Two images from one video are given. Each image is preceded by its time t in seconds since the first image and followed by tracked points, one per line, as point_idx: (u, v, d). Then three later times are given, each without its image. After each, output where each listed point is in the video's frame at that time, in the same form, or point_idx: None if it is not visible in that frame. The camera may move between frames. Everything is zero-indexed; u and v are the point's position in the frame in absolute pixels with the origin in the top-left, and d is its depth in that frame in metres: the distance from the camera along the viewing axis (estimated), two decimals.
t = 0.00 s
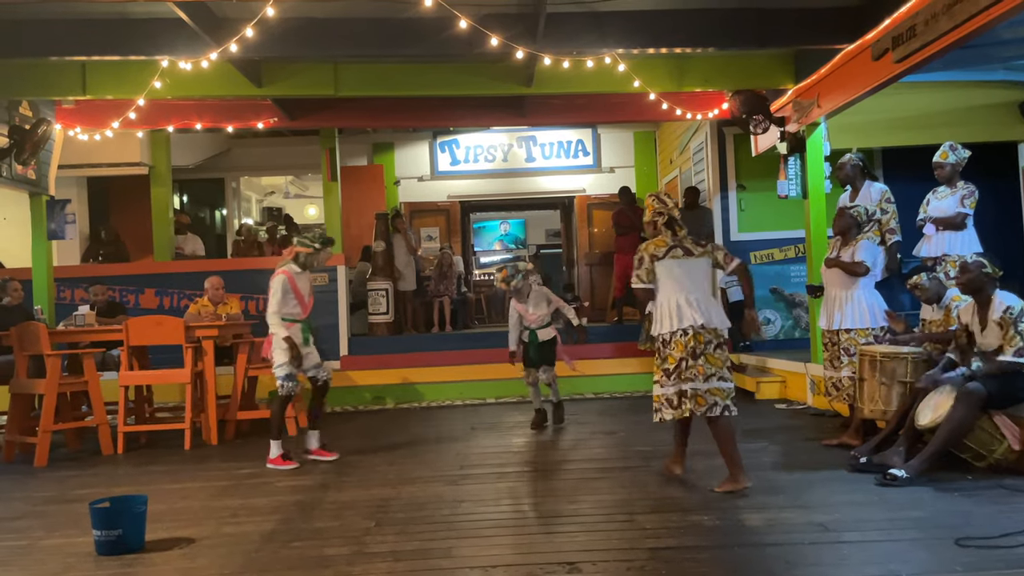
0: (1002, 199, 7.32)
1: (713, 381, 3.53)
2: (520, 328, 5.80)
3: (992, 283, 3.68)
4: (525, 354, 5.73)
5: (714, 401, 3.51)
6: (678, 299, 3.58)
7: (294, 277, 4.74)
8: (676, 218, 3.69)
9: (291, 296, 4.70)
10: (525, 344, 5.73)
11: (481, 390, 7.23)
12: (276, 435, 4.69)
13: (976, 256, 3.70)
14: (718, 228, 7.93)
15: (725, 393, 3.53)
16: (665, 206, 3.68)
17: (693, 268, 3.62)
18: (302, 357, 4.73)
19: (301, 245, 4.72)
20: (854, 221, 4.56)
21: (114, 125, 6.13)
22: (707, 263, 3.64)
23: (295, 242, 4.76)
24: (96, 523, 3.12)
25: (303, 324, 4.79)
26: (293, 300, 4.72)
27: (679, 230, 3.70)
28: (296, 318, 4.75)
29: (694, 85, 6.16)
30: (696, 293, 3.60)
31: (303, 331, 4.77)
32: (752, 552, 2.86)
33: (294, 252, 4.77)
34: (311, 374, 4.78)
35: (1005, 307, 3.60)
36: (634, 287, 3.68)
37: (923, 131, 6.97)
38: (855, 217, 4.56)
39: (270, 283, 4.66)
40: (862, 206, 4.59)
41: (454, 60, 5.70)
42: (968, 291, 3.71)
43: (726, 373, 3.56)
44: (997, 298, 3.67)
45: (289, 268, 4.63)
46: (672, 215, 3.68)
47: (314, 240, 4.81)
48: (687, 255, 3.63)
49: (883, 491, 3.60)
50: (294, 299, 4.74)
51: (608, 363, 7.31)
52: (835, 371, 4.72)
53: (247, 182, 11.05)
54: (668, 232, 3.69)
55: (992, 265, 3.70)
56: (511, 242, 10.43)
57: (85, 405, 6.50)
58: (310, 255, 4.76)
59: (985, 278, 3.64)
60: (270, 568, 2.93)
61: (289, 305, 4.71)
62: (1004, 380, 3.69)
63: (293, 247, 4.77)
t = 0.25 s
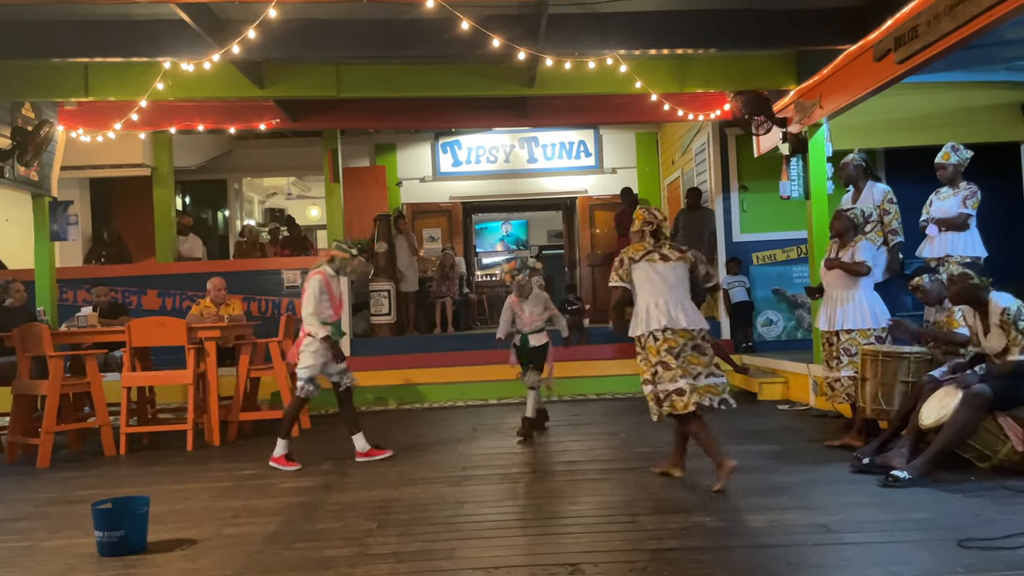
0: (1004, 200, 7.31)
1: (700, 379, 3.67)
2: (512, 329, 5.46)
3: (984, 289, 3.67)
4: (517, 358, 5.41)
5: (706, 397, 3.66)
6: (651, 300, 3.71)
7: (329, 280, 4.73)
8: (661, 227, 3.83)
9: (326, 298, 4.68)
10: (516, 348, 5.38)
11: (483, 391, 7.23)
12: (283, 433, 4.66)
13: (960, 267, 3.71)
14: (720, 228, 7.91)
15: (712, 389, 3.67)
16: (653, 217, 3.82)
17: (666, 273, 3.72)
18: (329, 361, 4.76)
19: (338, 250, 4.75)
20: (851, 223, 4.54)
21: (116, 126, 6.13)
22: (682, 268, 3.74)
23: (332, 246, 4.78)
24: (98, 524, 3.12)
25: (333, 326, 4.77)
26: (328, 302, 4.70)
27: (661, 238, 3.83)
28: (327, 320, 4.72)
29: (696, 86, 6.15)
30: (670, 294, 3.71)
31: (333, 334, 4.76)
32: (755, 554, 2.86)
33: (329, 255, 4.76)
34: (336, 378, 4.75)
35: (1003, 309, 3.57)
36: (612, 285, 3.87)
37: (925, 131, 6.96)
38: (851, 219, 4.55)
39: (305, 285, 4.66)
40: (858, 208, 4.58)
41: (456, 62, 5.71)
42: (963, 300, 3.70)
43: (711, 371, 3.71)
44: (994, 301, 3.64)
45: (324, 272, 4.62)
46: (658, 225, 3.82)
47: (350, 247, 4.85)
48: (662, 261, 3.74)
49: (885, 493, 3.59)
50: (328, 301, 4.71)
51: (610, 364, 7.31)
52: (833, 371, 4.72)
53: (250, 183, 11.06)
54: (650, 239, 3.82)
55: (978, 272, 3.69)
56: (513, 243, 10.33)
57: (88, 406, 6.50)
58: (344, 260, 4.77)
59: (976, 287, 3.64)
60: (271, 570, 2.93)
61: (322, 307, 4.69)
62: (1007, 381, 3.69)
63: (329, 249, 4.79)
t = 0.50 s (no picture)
0: (1007, 201, 7.30)
1: (667, 382, 3.87)
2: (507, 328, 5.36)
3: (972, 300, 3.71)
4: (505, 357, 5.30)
5: (669, 400, 3.83)
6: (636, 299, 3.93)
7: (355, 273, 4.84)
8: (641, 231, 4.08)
9: (353, 290, 4.74)
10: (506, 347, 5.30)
11: (484, 392, 7.22)
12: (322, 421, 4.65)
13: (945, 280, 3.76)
14: (723, 229, 7.90)
15: (680, 391, 3.86)
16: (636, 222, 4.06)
17: (649, 273, 3.99)
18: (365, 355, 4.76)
19: (365, 245, 4.91)
20: (849, 225, 4.57)
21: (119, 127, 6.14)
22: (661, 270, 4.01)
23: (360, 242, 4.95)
24: (100, 526, 3.13)
25: (364, 320, 4.78)
26: (356, 295, 4.75)
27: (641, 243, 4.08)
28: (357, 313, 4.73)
29: (698, 87, 6.15)
30: (652, 294, 3.94)
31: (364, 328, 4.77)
32: (757, 555, 2.86)
33: (357, 251, 4.93)
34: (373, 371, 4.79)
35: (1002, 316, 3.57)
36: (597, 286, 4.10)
37: (927, 132, 6.95)
38: (850, 221, 4.58)
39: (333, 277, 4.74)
40: (856, 211, 4.60)
41: (458, 62, 5.71)
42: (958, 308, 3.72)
43: (682, 374, 3.89)
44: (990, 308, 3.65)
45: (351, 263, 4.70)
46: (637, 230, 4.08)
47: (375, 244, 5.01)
48: (644, 263, 4.01)
49: (888, 494, 3.59)
50: (355, 294, 4.76)
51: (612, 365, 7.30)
52: (832, 372, 4.72)
53: (252, 184, 11.07)
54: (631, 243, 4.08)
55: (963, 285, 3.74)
56: (514, 245, 10.47)
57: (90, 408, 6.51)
58: (372, 255, 4.93)
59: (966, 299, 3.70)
60: (273, 571, 2.93)
61: (351, 299, 4.73)
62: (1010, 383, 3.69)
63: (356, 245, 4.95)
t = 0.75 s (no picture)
0: (1010, 201, 7.29)
1: (645, 380, 3.94)
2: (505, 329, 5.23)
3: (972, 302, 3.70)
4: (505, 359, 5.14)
5: (649, 397, 3.91)
6: (613, 300, 4.02)
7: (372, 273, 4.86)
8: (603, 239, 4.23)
9: (370, 290, 4.78)
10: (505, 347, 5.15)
11: (486, 393, 7.22)
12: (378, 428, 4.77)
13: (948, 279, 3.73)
14: (725, 230, 7.90)
15: (657, 390, 3.92)
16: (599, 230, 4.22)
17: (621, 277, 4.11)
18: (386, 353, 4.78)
19: (382, 245, 4.92)
20: (850, 225, 4.57)
21: (122, 129, 6.15)
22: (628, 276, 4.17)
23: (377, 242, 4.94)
24: (103, 526, 3.13)
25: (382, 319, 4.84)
26: (372, 295, 4.80)
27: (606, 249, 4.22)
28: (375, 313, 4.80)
29: (700, 87, 6.15)
30: (624, 295, 4.05)
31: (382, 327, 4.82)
32: (760, 557, 2.85)
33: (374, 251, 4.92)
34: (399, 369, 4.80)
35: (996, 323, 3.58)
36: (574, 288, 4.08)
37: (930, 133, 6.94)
38: (851, 222, 4.58)
39: (348, 277, 4.77)
40: (858, 212, 4.60)
41: (460, 63, 5.71)
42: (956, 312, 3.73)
43: (660, 373, 3.96)
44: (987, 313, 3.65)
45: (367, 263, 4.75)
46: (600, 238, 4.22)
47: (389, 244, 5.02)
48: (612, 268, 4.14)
49: (891, 495, 3.58)
50: (371, 294, 4.81)
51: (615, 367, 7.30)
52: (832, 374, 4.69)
53: (255, 185, 11.08)
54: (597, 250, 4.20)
55: (965, 286, 3.72)
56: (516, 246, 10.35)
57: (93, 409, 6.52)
58: (388, 255, 4.92)
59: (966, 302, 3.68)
60: (275, 572, 2.93)
61: (368, 299, 4.78)
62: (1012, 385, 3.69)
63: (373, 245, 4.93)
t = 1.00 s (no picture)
0: (1013, 202, 7.29)
1: (621, 379, 4.03)
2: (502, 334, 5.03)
3: (976, 302, 3.69)
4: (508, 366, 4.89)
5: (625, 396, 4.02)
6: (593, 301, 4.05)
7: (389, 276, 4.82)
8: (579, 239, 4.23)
9: (388, 294, 4.74)
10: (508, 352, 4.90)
11: (488, 394, 7.24)
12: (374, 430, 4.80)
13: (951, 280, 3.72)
14: (728, 231, 7.89)
15: (630, 390, 4.05)
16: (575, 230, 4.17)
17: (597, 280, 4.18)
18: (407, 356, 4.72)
19: (398, 246, 4.81)
20: (853, 226, 4.61)
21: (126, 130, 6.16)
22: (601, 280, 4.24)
23: (394, 242, 4.84)
24: (106, 527, 3.14)
25: (404, 322, 4.78)
26: (392, 298, 4.75)
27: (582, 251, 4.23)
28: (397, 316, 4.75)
29: (703, 88, 6.15)
30: (598, 297, 4.11)
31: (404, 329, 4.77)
32: (762, 558, 2.85)
33: (390, 252, 4.83)
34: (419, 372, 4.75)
35: (998, 323, 3.60)
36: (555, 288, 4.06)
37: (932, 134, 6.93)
38: (853, 223, 4.62)
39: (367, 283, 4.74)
40: (860, 213, 4.67)
41: (463, 64, 5.72)
42: (958, 315, 3.73)
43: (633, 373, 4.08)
44: (990, 313, 3.66)
45: (386, 267, 4.70)
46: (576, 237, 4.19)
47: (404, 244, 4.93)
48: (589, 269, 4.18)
49: (894, 496, 3.58)
50: (391, 297, 4.76)
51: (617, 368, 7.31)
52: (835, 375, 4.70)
53: (257, 187, 11.10)
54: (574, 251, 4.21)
55: (968, 287, 3.70)
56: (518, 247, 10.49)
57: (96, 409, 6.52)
58: (405, 257, 4.84)
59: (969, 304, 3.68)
60: (278, 572, 2.94)
61: (387, 303, 4.74)
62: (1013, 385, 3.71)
63: (388, 247, 4.83)
